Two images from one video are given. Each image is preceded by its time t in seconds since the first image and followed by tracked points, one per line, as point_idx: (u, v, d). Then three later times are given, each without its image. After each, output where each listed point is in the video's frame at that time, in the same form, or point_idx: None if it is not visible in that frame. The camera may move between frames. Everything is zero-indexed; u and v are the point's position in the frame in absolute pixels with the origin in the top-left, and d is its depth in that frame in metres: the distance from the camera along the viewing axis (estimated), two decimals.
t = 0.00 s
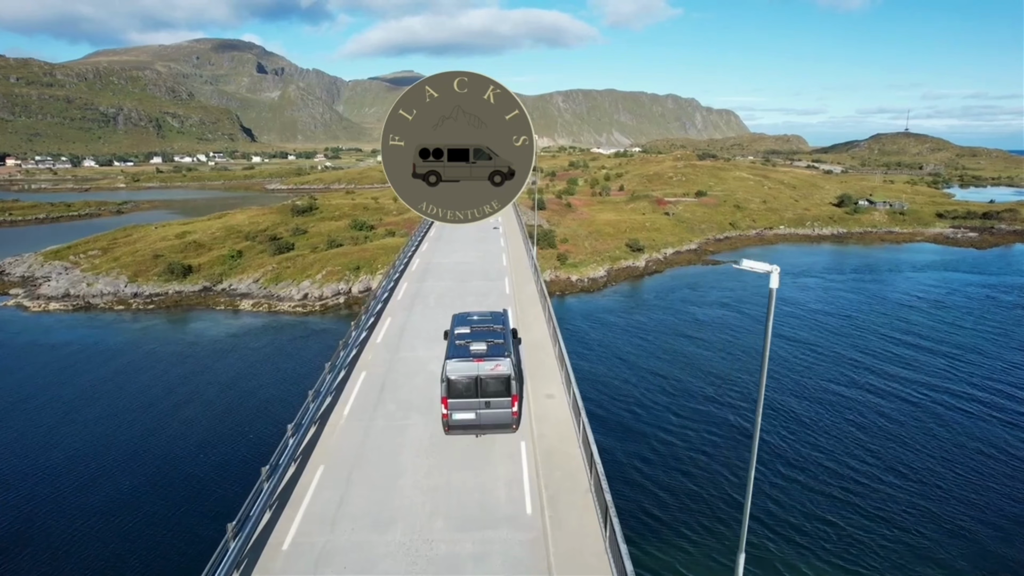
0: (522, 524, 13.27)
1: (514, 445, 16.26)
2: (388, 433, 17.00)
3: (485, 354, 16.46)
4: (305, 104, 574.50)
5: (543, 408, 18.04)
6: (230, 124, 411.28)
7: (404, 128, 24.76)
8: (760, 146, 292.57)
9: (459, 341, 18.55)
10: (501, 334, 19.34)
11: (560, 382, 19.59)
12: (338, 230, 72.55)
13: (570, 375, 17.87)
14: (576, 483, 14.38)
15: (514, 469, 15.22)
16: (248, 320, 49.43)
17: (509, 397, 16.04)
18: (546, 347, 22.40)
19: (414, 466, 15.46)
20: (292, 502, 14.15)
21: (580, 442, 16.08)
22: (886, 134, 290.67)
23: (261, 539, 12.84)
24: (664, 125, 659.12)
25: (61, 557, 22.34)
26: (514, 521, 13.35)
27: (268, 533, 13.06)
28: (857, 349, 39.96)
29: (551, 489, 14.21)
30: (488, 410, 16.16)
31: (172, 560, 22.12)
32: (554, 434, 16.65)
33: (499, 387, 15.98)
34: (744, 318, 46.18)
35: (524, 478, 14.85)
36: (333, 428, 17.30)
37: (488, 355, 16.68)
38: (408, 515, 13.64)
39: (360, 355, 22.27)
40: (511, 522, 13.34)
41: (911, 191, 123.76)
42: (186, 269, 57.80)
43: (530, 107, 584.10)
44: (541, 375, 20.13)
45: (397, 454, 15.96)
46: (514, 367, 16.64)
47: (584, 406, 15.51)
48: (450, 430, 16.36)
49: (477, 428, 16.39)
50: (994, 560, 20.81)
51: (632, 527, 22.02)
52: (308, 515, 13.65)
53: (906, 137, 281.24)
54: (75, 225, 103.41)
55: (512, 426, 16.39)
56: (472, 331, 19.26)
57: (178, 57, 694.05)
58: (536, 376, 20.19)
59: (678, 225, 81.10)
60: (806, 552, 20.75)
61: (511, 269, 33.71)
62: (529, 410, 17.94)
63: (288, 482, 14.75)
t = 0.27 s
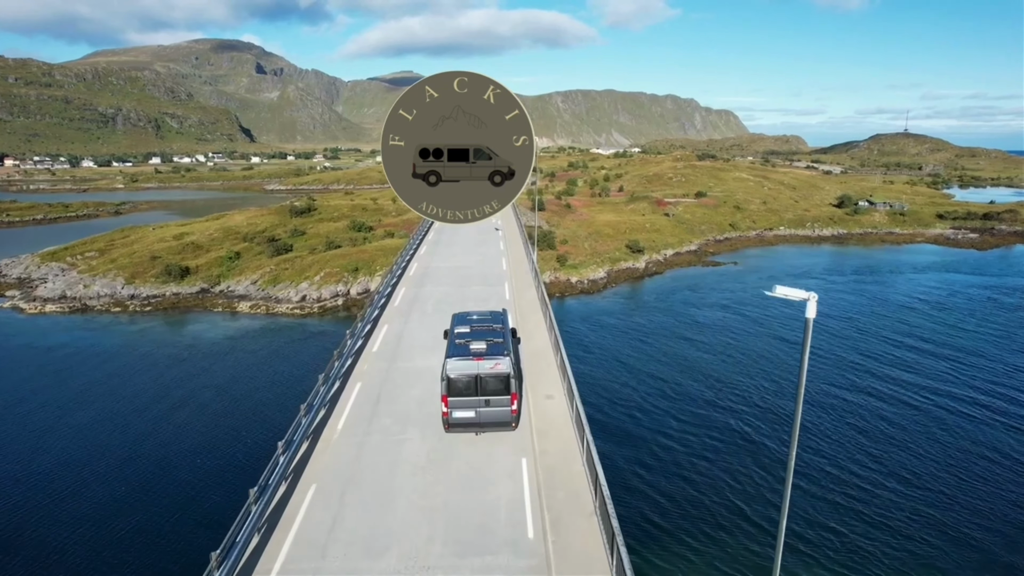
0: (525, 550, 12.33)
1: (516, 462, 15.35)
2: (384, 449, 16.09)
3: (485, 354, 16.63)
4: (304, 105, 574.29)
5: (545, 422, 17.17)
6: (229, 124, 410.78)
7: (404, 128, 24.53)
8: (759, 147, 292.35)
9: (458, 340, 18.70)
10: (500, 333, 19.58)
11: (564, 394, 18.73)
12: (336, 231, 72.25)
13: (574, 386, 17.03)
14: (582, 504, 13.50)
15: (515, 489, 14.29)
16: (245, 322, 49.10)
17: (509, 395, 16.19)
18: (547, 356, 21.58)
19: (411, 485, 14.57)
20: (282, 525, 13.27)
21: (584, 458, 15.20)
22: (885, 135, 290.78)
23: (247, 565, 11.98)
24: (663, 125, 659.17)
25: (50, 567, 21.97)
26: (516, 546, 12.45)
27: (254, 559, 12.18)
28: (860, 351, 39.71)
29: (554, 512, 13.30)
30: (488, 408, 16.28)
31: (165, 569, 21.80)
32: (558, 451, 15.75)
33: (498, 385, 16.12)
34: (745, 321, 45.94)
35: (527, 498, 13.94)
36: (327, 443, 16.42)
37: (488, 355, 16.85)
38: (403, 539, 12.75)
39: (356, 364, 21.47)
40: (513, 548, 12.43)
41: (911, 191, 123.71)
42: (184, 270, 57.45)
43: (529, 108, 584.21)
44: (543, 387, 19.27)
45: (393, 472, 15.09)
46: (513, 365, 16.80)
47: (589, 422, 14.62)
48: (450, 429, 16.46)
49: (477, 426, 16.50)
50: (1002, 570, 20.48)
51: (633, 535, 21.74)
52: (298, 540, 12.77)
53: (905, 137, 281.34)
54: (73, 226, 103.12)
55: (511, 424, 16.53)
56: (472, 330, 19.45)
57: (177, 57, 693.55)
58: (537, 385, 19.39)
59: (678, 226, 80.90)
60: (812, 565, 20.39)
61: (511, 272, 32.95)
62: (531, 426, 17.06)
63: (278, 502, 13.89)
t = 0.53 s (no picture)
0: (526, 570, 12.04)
1: (515, 476, 15.06)
2: (380, 463, 15.72)
3: (485, 354, 16.81)
4: (304, 105, 573.90)
5: (546, 435, 16.75)
6: (228, 124, 410.25)
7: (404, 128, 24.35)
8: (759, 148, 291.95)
9: (459, 341, 18.86)
10: (500, 332, 19.74)
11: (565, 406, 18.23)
12: (335, 232, 72.00)
13: (574, 395, 16.70)
14: (583, 522, 13.21)
15: (515, 506, 14.02)
16: (244, 324, 48.85)
17: (508, 395, 16.36)
18: (548, 365, 21.07)
19: (409, 501, 14.26)
20: (275, 543, 12.91)
21: (585, 472, 14.93)
22: (885, 135, 290.64)
23: None
24: (662, 125, 658.87)
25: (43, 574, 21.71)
26: (517, 566, 12.16)
27: None
28: (860, 353, 39.56)
29: (556, 531, 13.03)
30: (488, 408, 16.43)
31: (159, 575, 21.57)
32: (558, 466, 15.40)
33: (498, 385, 16.30)
34: (745, 322, 45.78)
35: (527, 515, 13.64)
36: (322, 456, 16.06)
37: (488, 355, 17.05)
38: (400, 559, 12.43)
39: (352, 372, 21.06)
40: (513, 567, 12.13)
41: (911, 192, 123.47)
42: (182, 272, 57.20)
43: (529, 108, 583.98)
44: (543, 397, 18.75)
45: (389, 487, 14.76)
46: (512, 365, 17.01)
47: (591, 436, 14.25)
48: (450, 428, 16.59)
49: (477, 426, 16.64)
50: None
51: (633, 540, 21.57)
52: (292, 560, 12.41)
53: (904, 138, 281.17)
54: (72, 227, 102.82)
55: (510, 424, 16.70)
56: (472, 331, 19.62)
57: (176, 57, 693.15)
58: (537, 394, 19.05)
59: (678, 227, 80.69)
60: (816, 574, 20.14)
61: (511, 276, 32.58)
62: (532, 439, 16.68)
63: (271, 519, 13.52)
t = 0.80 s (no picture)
0: None
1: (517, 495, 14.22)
2: (375, 481, 14.87)
3: (485, 353, 16.85)
4: (303, 106, 573.77)
5: (549, 452, 15.87)
6: (228, 125, 409.93)
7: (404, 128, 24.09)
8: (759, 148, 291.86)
9: (459, 340, 18.87)
10: (500, 333, 19.72)
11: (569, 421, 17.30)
12: (335, 233, 71.72)
13: (577, 408, 15.91)
14: (589, 548, 12.41)
15: (516, 529, 13.15)
16: (242, 326, 48.53)
17: (508, 394, 16.35)
18: (550, 373, 20.37)
19: (404, 522, 13.43)
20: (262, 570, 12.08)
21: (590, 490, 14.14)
22: (885, 136, 290.61)
23: None
24: (662, 126, 658.82)
25: None
26: None
27: None
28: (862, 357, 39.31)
29: (560, 557, 12.19)
30: (487, 407, 16.44)
31: None
32: (562, 485, 14.54)
33: (498, 384, 16.28)
34: (746, 325, 45.49)
35: (530, 539, 12.81)
36: (315, 472, 15.22)
37: (488, 354, 17.06)
38: None
39: (348, 381, 20.30)
40: None
41: (912, 193, 122.70)
42: (180, 273, 56.90)
43: (529, 108, 584.02)
44: (545, 411, 17.85)
45: (385, 507, 13.93)
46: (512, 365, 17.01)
47: (595, 453, 13.38)
48: (450, 426, 16.62)
49: (476, 424, 16.67)
50: None
51: (634, 549, 21.26)
52: None
53: (904, 138, 281.02)
54: (71, 227, 102.63)
55: (510, 422, 16.69)
56: (472, 330, 19.62)
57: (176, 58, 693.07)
58: (539, 405, 18.28)
59: (679, 228, 80.42)
60: None
61: (511, 280, 31.88)
62: (533, 455, 15.79)
63: (259, 543, 12.70)
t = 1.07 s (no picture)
0: None
1: (518, 513, 13.83)
2: (370, 497, 14.47)
3: (484, 352, 17.08)
4: (303, 106, 573.46)
5: (550, 466, 15.44)
6: (228, 125, 409.58)
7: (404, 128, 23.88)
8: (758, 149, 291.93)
9: (458, 338, 19.05)
10: (499, 331, 19.87)
11: (571, 433, 16.89)
12: (334, 233, 71.48)
13: (581, 422, 15.46)
14: (592, 571, 11.97)
15: (516, 548, 12.74)
16: (241, 328, 48.28)
17: (507, 391, 16.65)
18: (552, 382, 19.82)
19: (401, 541, 13.04)
20: None
21: (593, 509, 13.67)
22: (885, 136, 290.53)
23: None
24: (662, 126, 658.57)
25: None
26: None
27: None
28: (862, 359, 39.17)
29: None
30: (487, 404, 16.74)
31: None
32: (563, 500, 14.16)
33: (497, 382, 16.52)
34: (747, 327, 45.32)
35: (531, 560, 12.40)
36: (309, 487, 14.84)
37: (487, 352, 17.25)
38: None
39: (344, 390, 19.85)
40: None
41: (913, 193, 122.44)
42: (179, 274, 56.66)
43: (529, 109, 583.88)
44: (546, 423, 17.40)
45: (380, 525, 13.54)
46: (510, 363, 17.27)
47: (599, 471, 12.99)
48: (450, 424, 16.90)
49: (476, 421, 16.98)
50: None
51: (634, 555, 21.06)
52: None
53: (904, 139, 280.78)
54: (70, 228, 102.38)
55: (509, 419, 17.03)
56: (471, 329, 19.80)
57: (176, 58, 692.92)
58: (541, 416, 17.79)
59: (679, 228, 80.17)
60: None
61: (511, 285, 31.35)
62: (534, 469, 15.39)
63: (250, 562, 12.33)
